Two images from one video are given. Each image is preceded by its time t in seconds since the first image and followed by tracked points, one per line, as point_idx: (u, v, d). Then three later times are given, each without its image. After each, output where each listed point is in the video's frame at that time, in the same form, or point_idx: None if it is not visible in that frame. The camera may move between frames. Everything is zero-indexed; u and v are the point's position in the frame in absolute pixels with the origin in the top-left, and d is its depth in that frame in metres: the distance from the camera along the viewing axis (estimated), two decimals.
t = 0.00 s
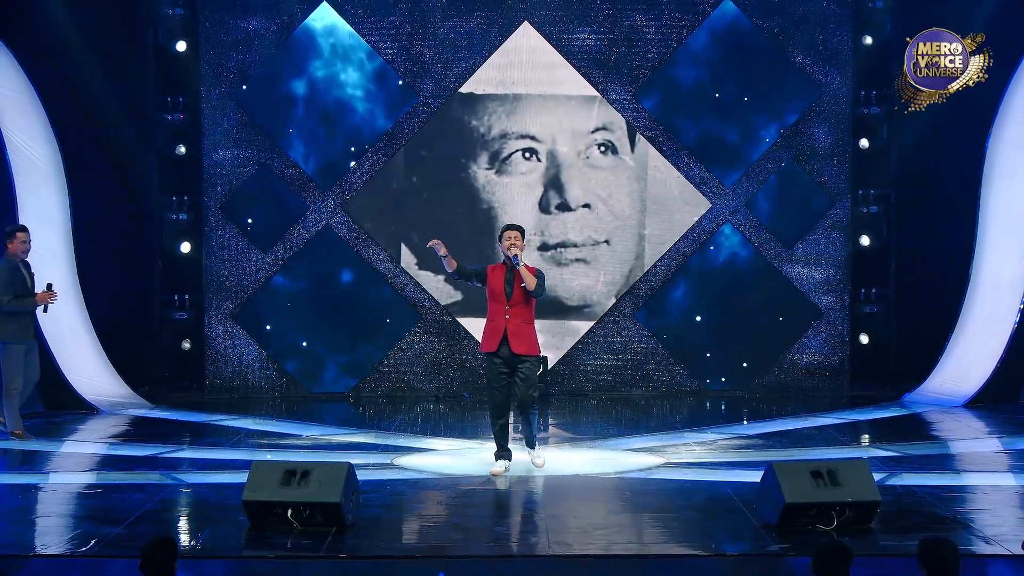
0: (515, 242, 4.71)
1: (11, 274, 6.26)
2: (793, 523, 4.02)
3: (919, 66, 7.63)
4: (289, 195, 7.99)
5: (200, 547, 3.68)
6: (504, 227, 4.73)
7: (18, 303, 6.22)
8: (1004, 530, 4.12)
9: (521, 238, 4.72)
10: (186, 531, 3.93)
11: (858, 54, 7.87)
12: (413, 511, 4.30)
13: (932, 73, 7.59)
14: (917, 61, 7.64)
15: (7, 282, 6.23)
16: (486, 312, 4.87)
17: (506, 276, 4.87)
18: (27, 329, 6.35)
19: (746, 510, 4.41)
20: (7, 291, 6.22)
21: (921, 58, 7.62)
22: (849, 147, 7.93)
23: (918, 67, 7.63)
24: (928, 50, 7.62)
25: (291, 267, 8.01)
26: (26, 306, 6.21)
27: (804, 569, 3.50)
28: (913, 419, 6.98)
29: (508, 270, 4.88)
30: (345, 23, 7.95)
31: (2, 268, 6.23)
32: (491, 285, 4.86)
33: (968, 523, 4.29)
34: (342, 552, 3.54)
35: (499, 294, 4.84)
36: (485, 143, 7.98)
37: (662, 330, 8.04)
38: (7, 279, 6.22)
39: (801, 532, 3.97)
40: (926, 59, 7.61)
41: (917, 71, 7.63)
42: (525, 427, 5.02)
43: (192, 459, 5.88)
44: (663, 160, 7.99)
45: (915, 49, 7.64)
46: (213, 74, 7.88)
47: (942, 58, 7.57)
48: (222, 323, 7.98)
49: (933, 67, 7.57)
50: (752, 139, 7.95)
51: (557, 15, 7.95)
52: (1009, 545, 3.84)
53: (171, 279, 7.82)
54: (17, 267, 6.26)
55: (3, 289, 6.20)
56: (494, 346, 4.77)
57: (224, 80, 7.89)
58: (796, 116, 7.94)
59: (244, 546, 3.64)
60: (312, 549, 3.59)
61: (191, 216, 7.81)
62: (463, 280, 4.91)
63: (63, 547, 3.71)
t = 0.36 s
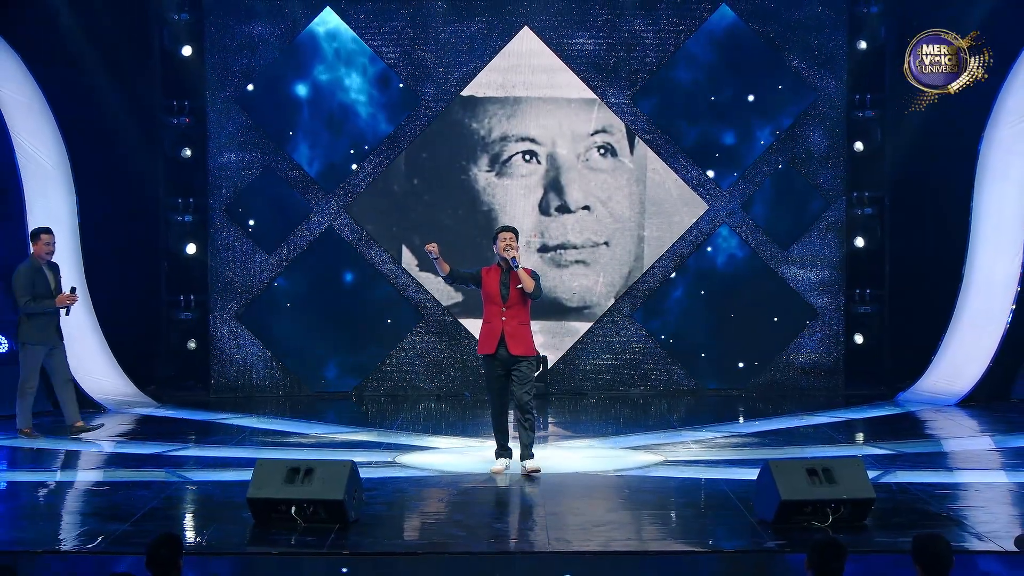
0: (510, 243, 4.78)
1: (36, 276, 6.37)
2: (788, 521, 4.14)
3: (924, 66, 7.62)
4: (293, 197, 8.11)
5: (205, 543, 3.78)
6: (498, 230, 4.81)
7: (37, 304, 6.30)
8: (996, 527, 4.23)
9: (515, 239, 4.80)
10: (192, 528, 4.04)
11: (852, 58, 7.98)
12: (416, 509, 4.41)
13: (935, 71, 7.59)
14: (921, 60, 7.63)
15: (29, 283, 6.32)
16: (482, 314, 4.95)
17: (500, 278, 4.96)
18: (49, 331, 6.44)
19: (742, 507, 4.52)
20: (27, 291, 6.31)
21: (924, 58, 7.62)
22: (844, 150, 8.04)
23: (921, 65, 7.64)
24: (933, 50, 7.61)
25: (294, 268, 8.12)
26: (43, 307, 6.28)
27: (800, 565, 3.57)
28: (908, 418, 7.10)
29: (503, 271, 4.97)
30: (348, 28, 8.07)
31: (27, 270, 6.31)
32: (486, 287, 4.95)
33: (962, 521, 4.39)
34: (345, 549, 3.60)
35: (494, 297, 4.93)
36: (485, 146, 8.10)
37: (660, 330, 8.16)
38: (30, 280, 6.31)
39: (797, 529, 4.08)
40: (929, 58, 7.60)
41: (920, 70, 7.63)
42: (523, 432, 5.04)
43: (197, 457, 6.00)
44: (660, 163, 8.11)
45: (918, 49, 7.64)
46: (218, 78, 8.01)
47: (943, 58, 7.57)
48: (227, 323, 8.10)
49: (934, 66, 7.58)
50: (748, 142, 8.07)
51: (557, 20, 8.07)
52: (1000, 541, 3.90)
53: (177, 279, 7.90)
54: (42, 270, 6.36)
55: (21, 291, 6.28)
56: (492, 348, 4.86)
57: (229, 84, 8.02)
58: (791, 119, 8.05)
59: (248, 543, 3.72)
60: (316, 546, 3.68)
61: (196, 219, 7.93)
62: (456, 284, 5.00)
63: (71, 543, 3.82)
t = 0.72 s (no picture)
0: (519, 246, 4.87)
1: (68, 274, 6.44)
2: (784, 518, 4.24)
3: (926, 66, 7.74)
4: (296, 200, 8.23)
5: (212, 539, 3.88)
6: (507, 233, 4.92)
7: (67, 302, 6.37)
8: (989, 524, 4.34)
9: (524, 243, 4.91)
10: (197, 526, 4.15)
11: (847, 63, 8.09)
12: (418, 507, 4.52)
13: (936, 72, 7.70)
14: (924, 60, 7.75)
15: (60, 282, 6.39)
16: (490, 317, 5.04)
17: (509, 281, 5.07)
18: (82, 330, 6.51)
19: (738, 504, 4.64)
20: (58, 289, 6.38)
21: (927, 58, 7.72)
22: (839, 153, 8.16)
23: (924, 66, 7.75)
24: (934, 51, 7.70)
25: (298, 269, 8.24)
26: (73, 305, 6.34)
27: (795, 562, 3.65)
28: (902, 417, 7.22)
29: (511, 274, 5.08)
30: (351, 33, 8.19)
31: (58, 269, 6.39)
32: (495, 289, 5.05)
33: (954, 518, 4.49)
34: (348, 546, 3.69)
35: (503, 299, 5.03)
36: (486, 149, 8.22)
37: (658, 330, 8.28)
38: (61, 278, 6.39)
39: (794, 526, 4.19)
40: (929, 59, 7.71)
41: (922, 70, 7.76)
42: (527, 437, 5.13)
43: (202, 455, 6.12)
44: (658, 166, 8.23)
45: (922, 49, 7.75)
46: (223, 82, 8.13)
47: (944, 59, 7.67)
48: (232, 323, 8.22)
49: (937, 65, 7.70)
50: (744, 146, 8.20)
51: (556, 25, 8.18)
52: (992, 537, 4.02)
53: (182, 280, 8.05)
54: (73, 269, 6.42)
55: (52, 289, 6.35)
56: (500, 349, 4.96)
57: (234, 88, 8.14)
58: (786, 123, 8.18)
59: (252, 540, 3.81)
60: (319, 543, 3.76)
61: (201, 220, 8.04)
62: (463, 287, 5.09)
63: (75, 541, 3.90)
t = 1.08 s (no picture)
0: (527, 247, 4.89)
1: (93, 275, 6.61)
2: (779, 515, 4.36)
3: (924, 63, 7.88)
4: (300, 202, 8.35)
5: (216, 537, 3.99)
6: (516, 234, 4.95)
7: (92, 302, 6.54)
8: (981, 521, 4.45)
9: (532, 243, 4.91)
10: (202, 522, 4.27)
11: (842, 67, 8.21)
12: (419, 504, 4.63)
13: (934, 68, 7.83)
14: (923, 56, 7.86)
15: (86, 282, 6.57)
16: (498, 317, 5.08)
17: (517, 281, 5.10)
18: (105, 330, 6.67)
19: (734, 502, 4.76)
20: (84, 289, 6.55)
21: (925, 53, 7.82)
22: (834, 156, 8.28)
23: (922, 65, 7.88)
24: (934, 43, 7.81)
25: (301, 269, 8.37)
26: (98, 305, 6.52)
27: (789, 558, 3.75)
28: (896, 415, 7.33)
29: (519, 274, 5.11)
30: (354, 37, 8.30)
31: (84, 269, 6.57)
32: (503, 289, 5.08)
33: (946, 515, 4.60)
34: (349, 543, 3.78)
35: (511, 298, 5.07)
36: (486, 151, 8.34)
37: (655, 330, 8.40)
38: (87, 278, 6.56)
39: (789, 523, 4.30)
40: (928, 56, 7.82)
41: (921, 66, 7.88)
42: (530, 437, 5.25)
43: (207, 453, 6.24)
44: (656, 168, 8.35)
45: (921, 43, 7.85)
46: (228, 86, 8.25)
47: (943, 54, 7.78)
48: (237, 323, 8.34)
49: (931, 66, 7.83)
50: (741, 149, 8.32)
51: (556, 30, 8.30)
52: (985, 534, 4.14)
53: (188, 281, 8.17)
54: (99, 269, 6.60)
55: (79, 288, 6.53)
56: (508, 348, 5.00)
57: (239, 92, 8.26)
58: (782, 126, 8.29)
59: (255, 537, 3.89)
60: (321, 540, 3.84)
61: (206, 222, 8.18)
62: (471, 287, 5.12)
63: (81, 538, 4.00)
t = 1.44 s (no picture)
0: (523, 250, 4.95)
1: (112, 277, 6.67)
2: (776, 512, 4.49)
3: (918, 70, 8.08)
4: (304, 205, 8.48)
5: (221, 533, 4.10)
6: (510, 238, 5.01)
7: (110, 304, 6.58)
8: (973, 519, 4.56)
9: (528, 246, 5.01)
10: (207, 520, 4.40)
11: (837, 72, 8.32)
12: (421, 502, 4.75)
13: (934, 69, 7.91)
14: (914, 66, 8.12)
15: (105, 284, 6.62)
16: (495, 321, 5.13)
17: (513, 284, 5.15)
18: (125, 331, 6.73)
19: (732, 500, 4.88)
20: (104, 291, 6.60)
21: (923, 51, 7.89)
22: (829, 159, 8.40)
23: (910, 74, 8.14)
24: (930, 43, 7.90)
25: (305, 271, 8.49)
26: (116, 307, 6.56)
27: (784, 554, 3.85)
28: (890, 415, 7.45)
29: (515, 278, 5.16)
30: (357, 43, 8.43)
31: (103, 271, 6.64)
32: (500, 293, 5.14)
33: (939, 514, 4.71)
34: (351, 540, 3.90)
35: (508, 302, 5.13)
36: (486, 154, 8.47)
37: (653, 331, 8.52)
38: (106, 280, 6.61)
39: (786, 520, 4.43)
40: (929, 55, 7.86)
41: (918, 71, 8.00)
42: (530, 438, 5.34)
43: (212, 451, 6.37)
44: (654, 171, 8.48)
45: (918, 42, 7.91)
46: (233, 90, 8.37)
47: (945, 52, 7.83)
48: (242, 324, 8.47)
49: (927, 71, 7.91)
50: (738, 153, 8.44)
51: (556, 36, 8.43)
52: (977, 531, 4.24)
53: (193, 283, 8.29)
54: (118, 271, 6.66)
55: (99, 290, 6.59)
56: (506, 351, 5.04)
57: (243, 97, 8.38)
58: (778, 130, 8.42)
59: (260, 534, 4.02)
60: (324, 538, 3.94)
61: (211, 223, 8.27)
62: (468, 292, 5.16)
63: (90, 534, 4.10)
